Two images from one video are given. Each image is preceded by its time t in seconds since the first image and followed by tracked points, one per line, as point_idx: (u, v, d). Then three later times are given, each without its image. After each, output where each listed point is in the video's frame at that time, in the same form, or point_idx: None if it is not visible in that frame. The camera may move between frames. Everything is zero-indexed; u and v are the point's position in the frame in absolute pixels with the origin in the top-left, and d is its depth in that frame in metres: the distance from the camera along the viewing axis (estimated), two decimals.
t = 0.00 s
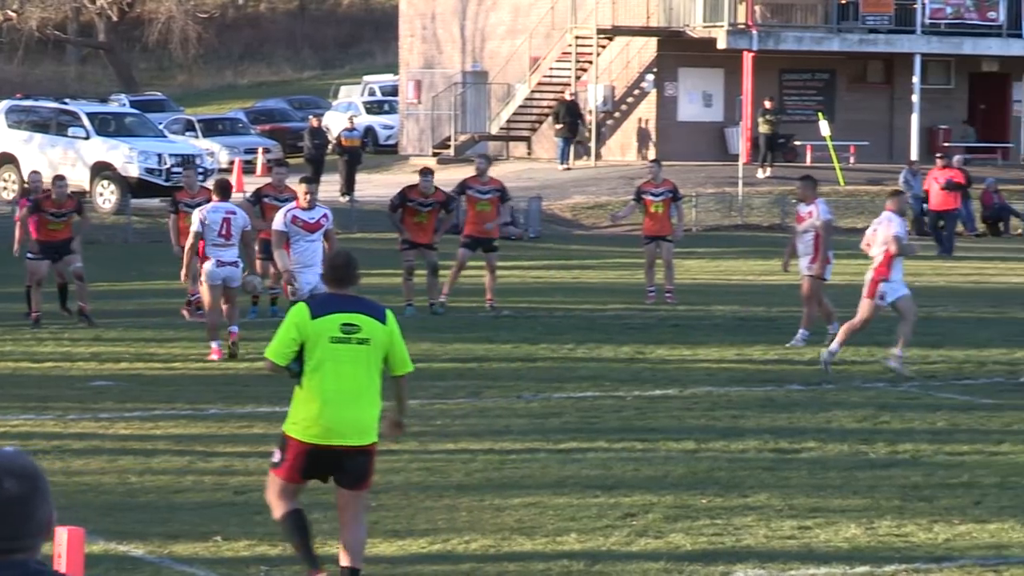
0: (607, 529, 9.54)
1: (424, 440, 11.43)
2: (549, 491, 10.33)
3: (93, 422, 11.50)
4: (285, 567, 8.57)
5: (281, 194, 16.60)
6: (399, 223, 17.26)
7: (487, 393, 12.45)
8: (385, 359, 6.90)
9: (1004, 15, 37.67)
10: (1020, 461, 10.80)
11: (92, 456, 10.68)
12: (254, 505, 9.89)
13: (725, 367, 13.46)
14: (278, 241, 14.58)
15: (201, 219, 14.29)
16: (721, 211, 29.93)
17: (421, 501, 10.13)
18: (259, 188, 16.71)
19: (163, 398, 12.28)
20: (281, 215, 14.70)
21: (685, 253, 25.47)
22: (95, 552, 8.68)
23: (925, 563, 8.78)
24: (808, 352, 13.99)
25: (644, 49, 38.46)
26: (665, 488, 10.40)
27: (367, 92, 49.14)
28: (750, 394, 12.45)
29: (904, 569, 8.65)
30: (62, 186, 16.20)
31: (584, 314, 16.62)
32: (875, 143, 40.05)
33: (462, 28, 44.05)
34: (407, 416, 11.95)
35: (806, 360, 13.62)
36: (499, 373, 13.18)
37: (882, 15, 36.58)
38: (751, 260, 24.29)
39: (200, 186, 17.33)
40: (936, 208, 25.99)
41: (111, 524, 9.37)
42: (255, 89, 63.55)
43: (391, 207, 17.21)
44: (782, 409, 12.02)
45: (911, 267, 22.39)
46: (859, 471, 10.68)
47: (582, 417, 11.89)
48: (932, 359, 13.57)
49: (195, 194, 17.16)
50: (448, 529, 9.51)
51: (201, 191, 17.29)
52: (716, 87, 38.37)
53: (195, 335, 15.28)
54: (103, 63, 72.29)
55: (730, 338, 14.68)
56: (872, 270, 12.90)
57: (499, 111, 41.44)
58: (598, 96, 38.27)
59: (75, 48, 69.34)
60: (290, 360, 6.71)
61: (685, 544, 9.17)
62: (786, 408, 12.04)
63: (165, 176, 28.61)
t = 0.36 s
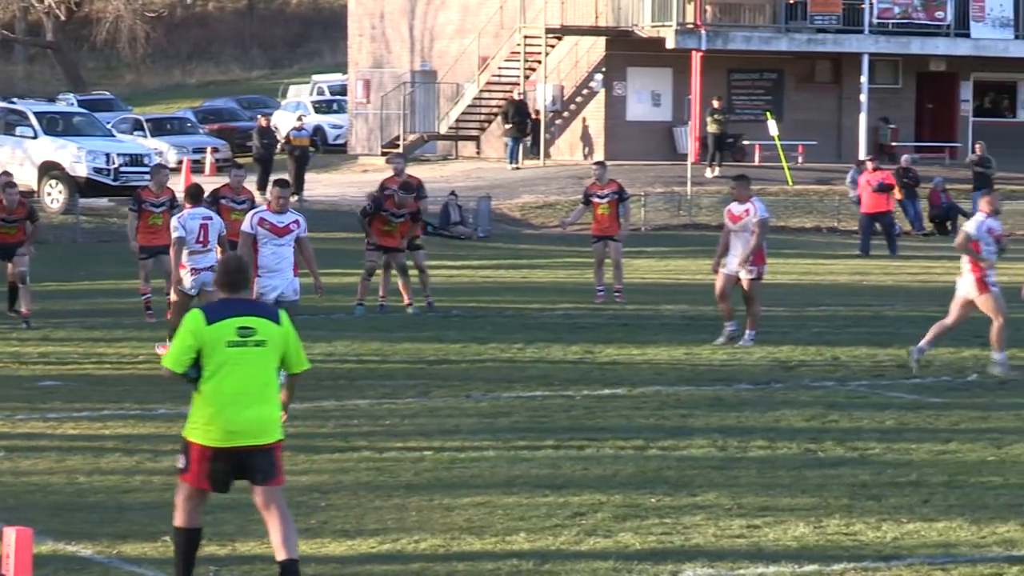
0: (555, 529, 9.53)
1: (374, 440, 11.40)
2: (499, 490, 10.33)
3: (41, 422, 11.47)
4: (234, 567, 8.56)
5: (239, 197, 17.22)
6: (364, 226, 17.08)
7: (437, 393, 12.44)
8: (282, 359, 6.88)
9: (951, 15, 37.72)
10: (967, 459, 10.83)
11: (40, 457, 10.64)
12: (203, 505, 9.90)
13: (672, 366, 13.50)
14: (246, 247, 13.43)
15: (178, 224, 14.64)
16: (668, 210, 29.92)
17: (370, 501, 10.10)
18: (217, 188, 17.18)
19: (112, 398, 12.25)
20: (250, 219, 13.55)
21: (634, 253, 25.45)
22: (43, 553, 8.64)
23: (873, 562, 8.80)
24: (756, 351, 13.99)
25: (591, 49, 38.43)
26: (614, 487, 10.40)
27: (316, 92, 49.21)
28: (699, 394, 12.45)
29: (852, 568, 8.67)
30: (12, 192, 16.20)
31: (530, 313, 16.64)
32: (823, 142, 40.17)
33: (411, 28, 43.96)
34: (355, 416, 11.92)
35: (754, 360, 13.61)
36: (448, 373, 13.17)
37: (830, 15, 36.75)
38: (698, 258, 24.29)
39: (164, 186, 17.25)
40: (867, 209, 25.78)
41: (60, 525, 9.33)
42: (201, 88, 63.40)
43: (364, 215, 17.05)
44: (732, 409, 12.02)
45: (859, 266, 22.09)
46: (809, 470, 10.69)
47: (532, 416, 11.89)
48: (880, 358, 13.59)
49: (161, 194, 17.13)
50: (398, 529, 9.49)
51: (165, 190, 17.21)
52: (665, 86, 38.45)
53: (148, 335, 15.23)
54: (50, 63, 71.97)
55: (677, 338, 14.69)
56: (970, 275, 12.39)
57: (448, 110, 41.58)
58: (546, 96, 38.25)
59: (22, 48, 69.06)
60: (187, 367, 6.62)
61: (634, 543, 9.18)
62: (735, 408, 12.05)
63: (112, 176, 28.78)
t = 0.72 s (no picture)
0: (528, 528, 9.53)
1: (346, 440, 11.38)
2: (472, 490, 10.33)
3: (13, 422, 11.43)
4: (207, 567, 8.58)
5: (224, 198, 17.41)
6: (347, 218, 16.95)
7: (408, 392, 12.43)
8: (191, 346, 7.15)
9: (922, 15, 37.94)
10: (939, 458, 10.86)
11: (12, 456, 10.60)
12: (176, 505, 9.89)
13: (643, 365, 13.52)
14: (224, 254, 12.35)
15: (165, 229, 13.95)
16: (641, 209, 29.86)
17: (343, 500, 10.08)
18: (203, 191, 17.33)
19: (84, 398, 12.23)
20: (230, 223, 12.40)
21: (606, 252, 25.44)
22: (15, 552, 8.60)
23: (846, 561, 8.81)
24: (728, 351, 13.99)
25: (563, 48, 38.40)
26: (587, 486, 10.40)
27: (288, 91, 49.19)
28: (671, 393, 12.46)
29: (825, 567, 8.68)
30: None
31: (505, 312, 16.64)
32: (794, 142, 40.23)
33: (382, 27, 44.08)
34: (328, 415, 11.91)
35: (726, 360, 13.61)
36: (422, 372, 13.17)
37: (801, 15, 36.94)
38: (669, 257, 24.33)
39: (150, 184, 17.26)
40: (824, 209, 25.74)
41: (33, 525, 9.30)
42: (174, 88, 63.33)
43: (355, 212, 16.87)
44: (703, 408, 12.02)
45: (832, 268, 21.78)
46: (781, 469, 10.71)
47: (504, 416, 11.90)
48: (851, 357, 13.61)
49: (146, 190, 17.11)
50: (372, 528, 9.49)
51: (151, 189, 17.22)
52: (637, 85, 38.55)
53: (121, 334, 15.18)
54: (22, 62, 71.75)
55: (649, 337, 14.70)
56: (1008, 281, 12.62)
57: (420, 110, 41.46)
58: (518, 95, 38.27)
59: None
60: (97, 359, 6.91)
61: (607, 542, 9.18)
62: (707, 407, 12.06)
63: (84, 175, 28.73)
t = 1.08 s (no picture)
0: (554, 529, 9.53)
1: (373, 442, 11.37)
2: (497, 491, 10.33)
3: (39, 422, 11.46)
4: (232, 568, 8.58)
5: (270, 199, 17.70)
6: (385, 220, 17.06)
7: (434, 394, 12.41)
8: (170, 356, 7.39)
9: (948, 15, 38.00)
10: (965, 459, 10.83)
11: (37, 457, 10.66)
12: (201, 506, 9.89)
13: (671, 365, 13.53)
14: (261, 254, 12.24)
15: (208, 221, 13.56)
16: (666, 210, 29.87)
17: (369, 501, 10.09)
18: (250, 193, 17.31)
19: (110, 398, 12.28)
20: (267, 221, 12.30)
21: (632, 253, 25.49)
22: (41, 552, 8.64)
23: (872, 562, 8.80)
24: (755, 352, 14.00)
25: (588, 49, 38.39)
26: (614, 487, 10.40)
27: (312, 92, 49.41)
28: (697, 394, 12.46)
29: (850, 568, 8.67)
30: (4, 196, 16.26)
31: (528, 313, 16.66)
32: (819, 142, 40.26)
33: (409, 28, 44.45)
34: (354, 416, 11.92)
35: (753, 361, 13.61)
36: (447, 373, 13.18)
37: (827, 15, 36.88)
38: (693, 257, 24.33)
39: (181, 185, 17.14)
40: (835, 212, 25.75)
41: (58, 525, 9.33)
42: (198, 90, 63.69)
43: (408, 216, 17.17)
44: (729, 409, 12.03)
45: (857, 267, 22.27)
46: (806, 471, 10.69)
47: (530, 416, 11.90)
48: (878, 358, 13.60)
49: (176, 195, 17.03)
50: (397, 530, 9.48)
51: (181, 192, 17.12)
52: (662, 86, 38.51)
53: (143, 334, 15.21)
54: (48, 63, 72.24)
55: (678, 338, 14.73)
56: None
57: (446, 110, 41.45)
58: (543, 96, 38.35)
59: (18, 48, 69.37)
60: (76, 358, 7.19)
61: (633, 544, 9.17)
62: (733, 409, 12.05)
63: (110, 176, 28.77)
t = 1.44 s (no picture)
0: (558, 529, 9.54)
1: (377, 442, 11.38)
2: (500, 492, 10.32)
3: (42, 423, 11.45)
4: (234, 569, 8.58)
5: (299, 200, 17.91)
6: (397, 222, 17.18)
7: (437, 395, 12.41)
8: (126, 347, 7.45)
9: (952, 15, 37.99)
10: (968, 460, 10.84)
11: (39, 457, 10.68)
12: (203, 506, 9.89)
13: (675, 366, 13.55)
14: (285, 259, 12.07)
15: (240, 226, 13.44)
16: (670, 211, 29.86)
17: (371, 502, 10.09)
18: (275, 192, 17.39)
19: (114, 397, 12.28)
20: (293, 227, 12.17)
21: (636, 254, 25.50)
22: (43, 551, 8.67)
23: (875, 563, 8.80)
24: (758, 352, 14.02)
25: (593, 49, 38.45)
26: (617, 488, 10.41)
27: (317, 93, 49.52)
28: (700, 394, 12.47)
29: (853, 569, 8.67)
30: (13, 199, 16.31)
31: (528, 314, 16.70)
32: (823, 142, 40.31)
33: (412, 28, 44.37)
34: (357, 417, 11.92)
35: (756, 361, 13.62)
36: (451, 374, 13.19)
37: (830, 16, 36.85)
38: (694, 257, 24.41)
39: (183, 185, 17.21)
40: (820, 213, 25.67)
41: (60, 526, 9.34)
42: (201, 91, 63.78)
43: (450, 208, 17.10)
44: (732, 410, 12.03)
45: (860, 267, 22.44)
46: (809, 471, 10.69)
47: (533, 417, 11.90)
48: (881, 359, 13.62)
49: (181, 193, 17.09)
50: (400, 530, 9.49)
51: (184, 190, 17.20)
52: (666, 87, 38.48)
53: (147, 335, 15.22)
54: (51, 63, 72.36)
55: (681, 338, 14.75)
56: None
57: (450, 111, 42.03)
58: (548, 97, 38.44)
59: (22, 48, 69.48)
60: (34, 354, 7.19)
61: (637, 544, 9.17)
62: (736, 409, 12.05)
63: (113, 176, 28.91)
